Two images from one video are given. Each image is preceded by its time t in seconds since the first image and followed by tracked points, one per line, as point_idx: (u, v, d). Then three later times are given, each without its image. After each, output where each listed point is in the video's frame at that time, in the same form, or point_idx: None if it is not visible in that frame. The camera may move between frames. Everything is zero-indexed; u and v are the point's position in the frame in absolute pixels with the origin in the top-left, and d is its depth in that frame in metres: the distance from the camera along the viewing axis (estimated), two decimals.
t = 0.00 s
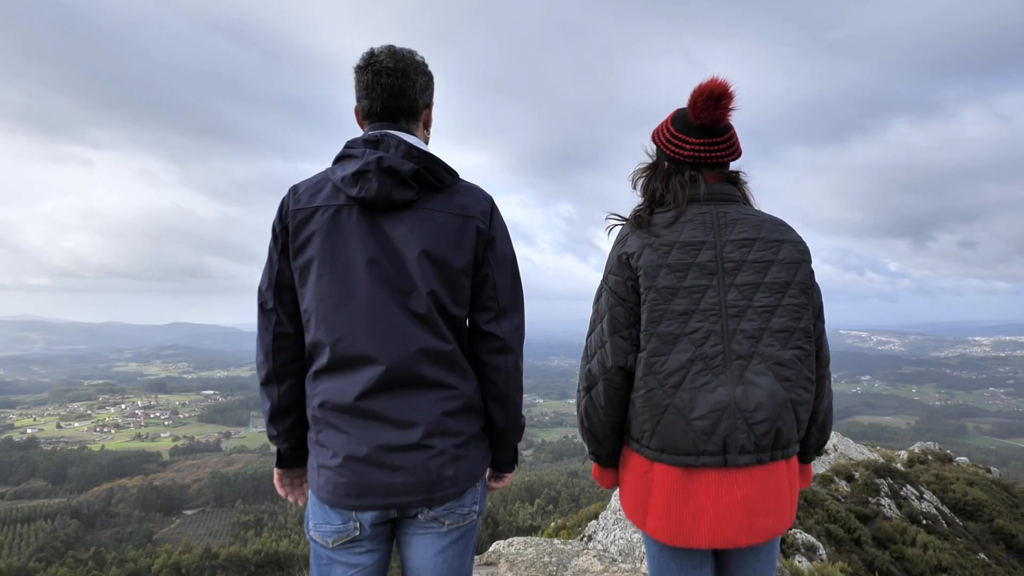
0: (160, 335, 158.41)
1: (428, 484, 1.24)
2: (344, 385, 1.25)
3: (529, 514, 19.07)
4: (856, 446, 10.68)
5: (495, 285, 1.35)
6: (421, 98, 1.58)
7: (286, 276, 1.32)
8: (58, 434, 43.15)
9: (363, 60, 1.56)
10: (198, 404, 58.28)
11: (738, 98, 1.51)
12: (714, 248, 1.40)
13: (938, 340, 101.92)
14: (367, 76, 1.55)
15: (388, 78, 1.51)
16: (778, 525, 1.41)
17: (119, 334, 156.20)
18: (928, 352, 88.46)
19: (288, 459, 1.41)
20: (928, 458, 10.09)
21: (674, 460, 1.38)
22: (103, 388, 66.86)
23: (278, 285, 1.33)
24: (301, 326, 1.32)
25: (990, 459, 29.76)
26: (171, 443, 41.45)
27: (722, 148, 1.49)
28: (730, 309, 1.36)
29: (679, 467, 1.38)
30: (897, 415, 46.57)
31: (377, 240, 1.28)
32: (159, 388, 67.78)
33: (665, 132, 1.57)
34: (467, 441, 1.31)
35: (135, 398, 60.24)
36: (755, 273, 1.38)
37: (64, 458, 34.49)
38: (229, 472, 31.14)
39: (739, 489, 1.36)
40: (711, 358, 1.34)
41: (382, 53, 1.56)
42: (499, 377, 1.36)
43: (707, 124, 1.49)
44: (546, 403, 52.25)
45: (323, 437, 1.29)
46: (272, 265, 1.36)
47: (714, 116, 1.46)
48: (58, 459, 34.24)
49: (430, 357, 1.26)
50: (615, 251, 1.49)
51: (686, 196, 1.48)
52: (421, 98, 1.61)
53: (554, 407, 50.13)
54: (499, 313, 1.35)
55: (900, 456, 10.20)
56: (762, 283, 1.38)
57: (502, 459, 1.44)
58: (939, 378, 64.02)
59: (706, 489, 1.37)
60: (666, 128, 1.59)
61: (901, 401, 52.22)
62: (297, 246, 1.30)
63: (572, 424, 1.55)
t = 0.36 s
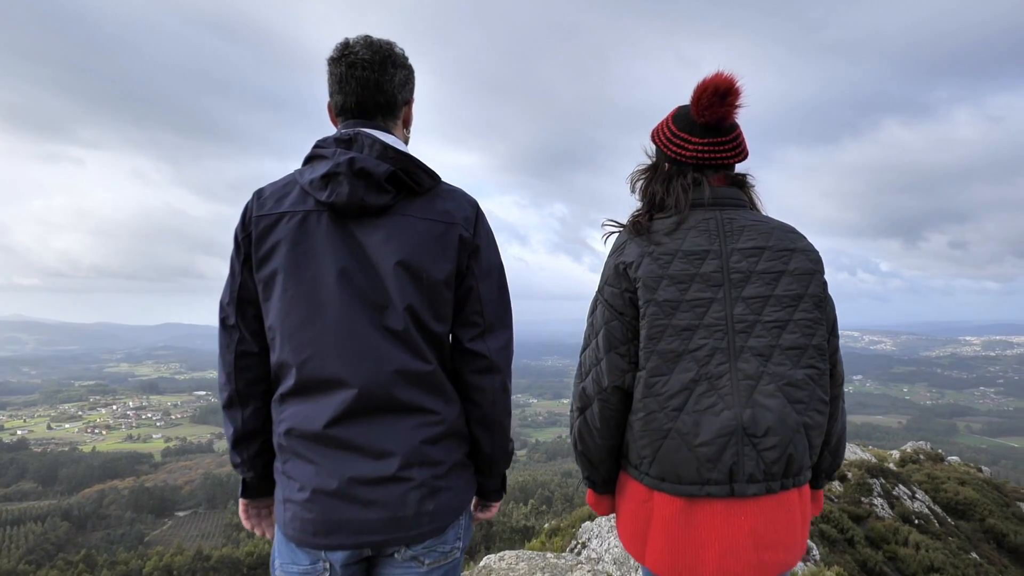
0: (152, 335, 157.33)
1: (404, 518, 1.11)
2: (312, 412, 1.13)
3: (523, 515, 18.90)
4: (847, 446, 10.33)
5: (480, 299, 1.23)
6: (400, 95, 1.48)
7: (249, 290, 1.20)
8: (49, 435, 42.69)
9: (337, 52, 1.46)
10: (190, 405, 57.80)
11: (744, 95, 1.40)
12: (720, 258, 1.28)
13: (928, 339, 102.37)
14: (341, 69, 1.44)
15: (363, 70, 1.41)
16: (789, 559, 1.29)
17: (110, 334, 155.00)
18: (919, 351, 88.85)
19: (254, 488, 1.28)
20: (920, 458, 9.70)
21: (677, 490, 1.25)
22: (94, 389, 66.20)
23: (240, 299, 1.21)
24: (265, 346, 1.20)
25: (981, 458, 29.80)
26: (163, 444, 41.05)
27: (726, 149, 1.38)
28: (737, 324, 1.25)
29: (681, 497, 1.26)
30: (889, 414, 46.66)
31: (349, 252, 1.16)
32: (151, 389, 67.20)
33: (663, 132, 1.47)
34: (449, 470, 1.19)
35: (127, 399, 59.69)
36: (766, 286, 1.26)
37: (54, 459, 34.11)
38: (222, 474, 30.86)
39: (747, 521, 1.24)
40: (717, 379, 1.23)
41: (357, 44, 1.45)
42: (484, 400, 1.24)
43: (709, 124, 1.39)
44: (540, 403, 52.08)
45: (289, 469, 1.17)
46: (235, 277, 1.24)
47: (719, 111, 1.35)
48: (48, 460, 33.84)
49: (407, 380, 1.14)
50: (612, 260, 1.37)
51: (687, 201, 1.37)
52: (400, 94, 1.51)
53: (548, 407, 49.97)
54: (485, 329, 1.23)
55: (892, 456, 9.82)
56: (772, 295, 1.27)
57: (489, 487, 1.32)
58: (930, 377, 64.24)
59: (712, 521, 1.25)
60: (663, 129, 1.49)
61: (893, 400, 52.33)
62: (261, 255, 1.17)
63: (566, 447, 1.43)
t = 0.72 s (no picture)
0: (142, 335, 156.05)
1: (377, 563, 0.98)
2: (277, 444, 1.00)
3: (515, 515, 18.77)
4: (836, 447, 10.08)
5: (465, 314, 1.10)
6: (378, 90, 1.36)
7: (208, 308, 1.07)
8: (37, 436, 42.19)
9: (310, 41, 1.34)
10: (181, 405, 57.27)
11: (755, 92, 1.29)
12: (730, 269, 1.17)
13: (918, 339, 102.85)
14: (314, 61, 1.32)
15: (338, 62, 1.29)
16: None
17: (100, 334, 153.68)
18: (909, 351, 89.26)
19: (214, 526, 1.15)
20: (910, 458, 9.44)
21: (682, 527, 1.13)
22: (83, 390, 65.53)
23: (197, 317, 1.08)
24: (226, 370, 1.07)
25: (970, 458, 29.87)
26: (154, 445, 40.60)
27: (735, 149, 1.27)
28: (749, 344, 1.13)
29: (688, 533, 1.14)
30: (879, 414, 46.75)
31: (318, 266, 1.04)
32: (142, 389, 66.57)
33: (665, 132, 1.36)
34: (430, 508, 1.07)
35: (117, 400, 59.10)
36: (781, 302, 1.15)
37: (43, 461, 33.67)
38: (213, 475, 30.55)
39: (757, 558, 1.12)
40: (726, 409, 1.11)
41: (332, 34, 1.34)
42: (470, 427, 1.12)
43: (716, 123, 1.27)
44: (533, 403, 51.94)
45: (250, 507, 1.04)
46: (192, 292, 1.11)
47: (729, 107, 1.24)
48: (36, 462, 33.39)
49: (384, 407, 1.02)
50: (611, 272, 1.26)
51: (693, 206, 1.26)
52: (380, 88, 1.40)
53: (541, 407, 49.83)
54: (471, 349, 1.11)
55: (881, 456, 9.53)
56: (787, 312, 1.15)
57: (475, 520, 1.19)
58: (920, 377, 64.51)
59: (723, 558, 1.12)
60: (665, 129, 1.38)
61: (883, 399, 52.48)
62: (218, 268, 1.05)
63: (561, 475, 1.31)
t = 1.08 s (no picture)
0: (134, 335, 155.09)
1: None
2: (239, 488, 0.89)
3: (509, 516, 18.64)
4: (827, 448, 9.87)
5: (451, 340, 1.00)
6: (359, 89, 1.26)
7: (162, 331, 0.96)
8: (27, 436, 41.75)
9: (283, 32, 1.23)
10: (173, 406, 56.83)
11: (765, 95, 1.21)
12: (742, 284, 1.07)
13: (909, 339, 103.09)
14: (289, 55, 1.22)
15: (315, 59, 1.19)
16: None
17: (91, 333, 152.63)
18: (900, 351, 89.43)
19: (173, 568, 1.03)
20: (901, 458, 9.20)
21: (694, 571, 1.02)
22: (74, 390, 64.95)
23: (152, 341, 0.97)
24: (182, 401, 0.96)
25: (961, 457, 29.81)
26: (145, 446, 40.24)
27: (748, 152, 1.17)
28: (765, 368, 1.03)
29: None
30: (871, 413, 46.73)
31: (287, 286, 0.93)
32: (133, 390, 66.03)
33: (667, 134, 1.27)
34: (413, 554, 0.95)
35: (108, 400, 58.61)
36: (803, 324, 1.04)
37: (33, 461, 33.30)
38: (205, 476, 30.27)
39: None
40: (740, 441, 1.01)
41: (309, 25, 1.23)
42: (458, 463, 1.01)
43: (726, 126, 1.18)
44: (526, 403, 51.78)
45: (208, 552, 0.92)
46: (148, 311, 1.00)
47: (743, 106, 1.15)
48: (26, 463, 33.00)
49: (358, 444, 0.91)
50: (611, 289, 1.15)
51: (701, 217, 1.17)
52: (361, 88, 1.30)
53: (534, 407, 49.68)
54: (457, 376, 1.01)
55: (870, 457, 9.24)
56: (807, 337, 1.05)
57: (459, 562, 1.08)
58: (911, 376, 64.60)
59: None
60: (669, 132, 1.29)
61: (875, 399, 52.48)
62: (175, 287, 0.94)
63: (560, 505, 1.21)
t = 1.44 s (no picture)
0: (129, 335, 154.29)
1: None
2: (199, 526, 0.79)
3: (504, 516, 18.61)
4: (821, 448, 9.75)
5: (441, 358, 0.91)
6: (344, 84, 1.16)
7: (120, 347, 0.87)
8: (21, 436, 41.39)
9: (261, 17, 1.13)
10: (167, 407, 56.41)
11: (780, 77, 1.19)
12: (756, 295, 0.98)
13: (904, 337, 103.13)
14: (267, 42, 1.12)
15: (297, 48, 1.09)
16: None
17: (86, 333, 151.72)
18: (894, 349, 89.47)
19: None
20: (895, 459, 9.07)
21: None
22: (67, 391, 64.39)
23: (106, 358, 0.88)
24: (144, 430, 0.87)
25: (956, 458, 29.69)
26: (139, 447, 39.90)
27: (766, 150, 1.11)
28: (785, 389, 0.94)
29: None
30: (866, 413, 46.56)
31: (256, 297, 0.84)
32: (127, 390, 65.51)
33: (675, 131, 1.18)
34: None
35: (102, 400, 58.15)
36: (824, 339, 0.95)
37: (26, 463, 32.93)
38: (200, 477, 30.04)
39: None
40: (758, 469, 0.92)
41: (291, 10, 1.13)
42: (447, 494, 0.92)
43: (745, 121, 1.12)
44: (522, 404, 51.63)
45: None
46: (101, 326, 0.91)
47: (761, 100, 1.07)
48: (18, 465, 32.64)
49: (334, 475, 0.82)
50: (615, 301, 1.07)
51: (713, 221, 1.07)
52: (345, 83, 1.20)
53: (529, 407, 49.53)
54: (447, 400, 0.92)
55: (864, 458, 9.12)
56: (828, 353, 0.96)
57: None
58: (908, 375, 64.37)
59: None
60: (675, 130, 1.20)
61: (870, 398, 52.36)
62: (130, 301, 0.84)
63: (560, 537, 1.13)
